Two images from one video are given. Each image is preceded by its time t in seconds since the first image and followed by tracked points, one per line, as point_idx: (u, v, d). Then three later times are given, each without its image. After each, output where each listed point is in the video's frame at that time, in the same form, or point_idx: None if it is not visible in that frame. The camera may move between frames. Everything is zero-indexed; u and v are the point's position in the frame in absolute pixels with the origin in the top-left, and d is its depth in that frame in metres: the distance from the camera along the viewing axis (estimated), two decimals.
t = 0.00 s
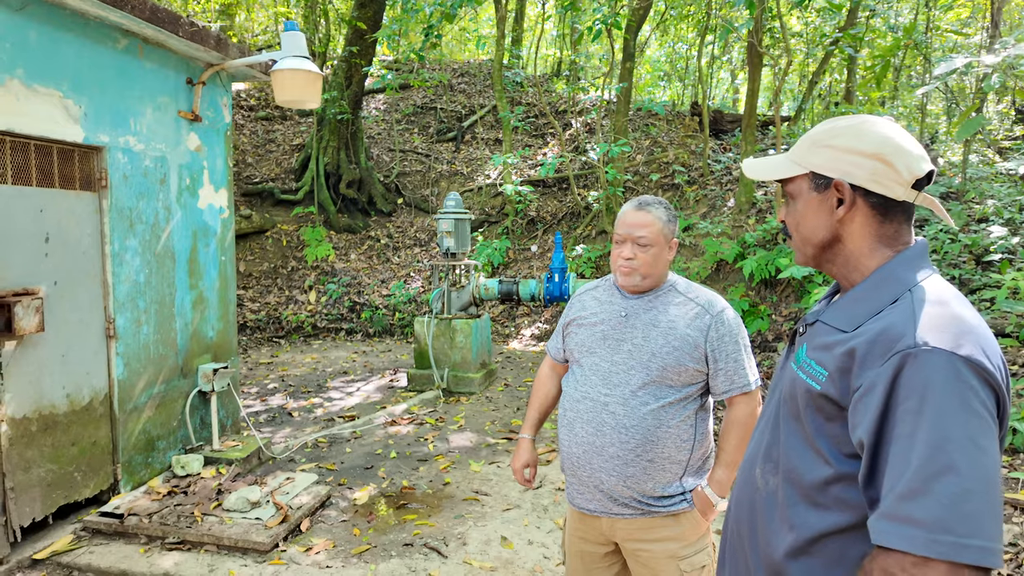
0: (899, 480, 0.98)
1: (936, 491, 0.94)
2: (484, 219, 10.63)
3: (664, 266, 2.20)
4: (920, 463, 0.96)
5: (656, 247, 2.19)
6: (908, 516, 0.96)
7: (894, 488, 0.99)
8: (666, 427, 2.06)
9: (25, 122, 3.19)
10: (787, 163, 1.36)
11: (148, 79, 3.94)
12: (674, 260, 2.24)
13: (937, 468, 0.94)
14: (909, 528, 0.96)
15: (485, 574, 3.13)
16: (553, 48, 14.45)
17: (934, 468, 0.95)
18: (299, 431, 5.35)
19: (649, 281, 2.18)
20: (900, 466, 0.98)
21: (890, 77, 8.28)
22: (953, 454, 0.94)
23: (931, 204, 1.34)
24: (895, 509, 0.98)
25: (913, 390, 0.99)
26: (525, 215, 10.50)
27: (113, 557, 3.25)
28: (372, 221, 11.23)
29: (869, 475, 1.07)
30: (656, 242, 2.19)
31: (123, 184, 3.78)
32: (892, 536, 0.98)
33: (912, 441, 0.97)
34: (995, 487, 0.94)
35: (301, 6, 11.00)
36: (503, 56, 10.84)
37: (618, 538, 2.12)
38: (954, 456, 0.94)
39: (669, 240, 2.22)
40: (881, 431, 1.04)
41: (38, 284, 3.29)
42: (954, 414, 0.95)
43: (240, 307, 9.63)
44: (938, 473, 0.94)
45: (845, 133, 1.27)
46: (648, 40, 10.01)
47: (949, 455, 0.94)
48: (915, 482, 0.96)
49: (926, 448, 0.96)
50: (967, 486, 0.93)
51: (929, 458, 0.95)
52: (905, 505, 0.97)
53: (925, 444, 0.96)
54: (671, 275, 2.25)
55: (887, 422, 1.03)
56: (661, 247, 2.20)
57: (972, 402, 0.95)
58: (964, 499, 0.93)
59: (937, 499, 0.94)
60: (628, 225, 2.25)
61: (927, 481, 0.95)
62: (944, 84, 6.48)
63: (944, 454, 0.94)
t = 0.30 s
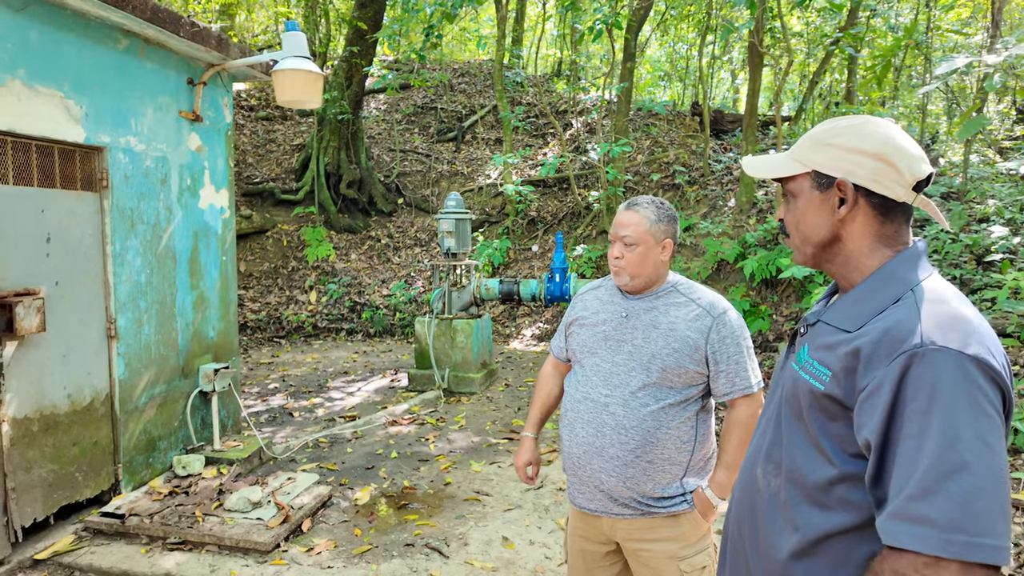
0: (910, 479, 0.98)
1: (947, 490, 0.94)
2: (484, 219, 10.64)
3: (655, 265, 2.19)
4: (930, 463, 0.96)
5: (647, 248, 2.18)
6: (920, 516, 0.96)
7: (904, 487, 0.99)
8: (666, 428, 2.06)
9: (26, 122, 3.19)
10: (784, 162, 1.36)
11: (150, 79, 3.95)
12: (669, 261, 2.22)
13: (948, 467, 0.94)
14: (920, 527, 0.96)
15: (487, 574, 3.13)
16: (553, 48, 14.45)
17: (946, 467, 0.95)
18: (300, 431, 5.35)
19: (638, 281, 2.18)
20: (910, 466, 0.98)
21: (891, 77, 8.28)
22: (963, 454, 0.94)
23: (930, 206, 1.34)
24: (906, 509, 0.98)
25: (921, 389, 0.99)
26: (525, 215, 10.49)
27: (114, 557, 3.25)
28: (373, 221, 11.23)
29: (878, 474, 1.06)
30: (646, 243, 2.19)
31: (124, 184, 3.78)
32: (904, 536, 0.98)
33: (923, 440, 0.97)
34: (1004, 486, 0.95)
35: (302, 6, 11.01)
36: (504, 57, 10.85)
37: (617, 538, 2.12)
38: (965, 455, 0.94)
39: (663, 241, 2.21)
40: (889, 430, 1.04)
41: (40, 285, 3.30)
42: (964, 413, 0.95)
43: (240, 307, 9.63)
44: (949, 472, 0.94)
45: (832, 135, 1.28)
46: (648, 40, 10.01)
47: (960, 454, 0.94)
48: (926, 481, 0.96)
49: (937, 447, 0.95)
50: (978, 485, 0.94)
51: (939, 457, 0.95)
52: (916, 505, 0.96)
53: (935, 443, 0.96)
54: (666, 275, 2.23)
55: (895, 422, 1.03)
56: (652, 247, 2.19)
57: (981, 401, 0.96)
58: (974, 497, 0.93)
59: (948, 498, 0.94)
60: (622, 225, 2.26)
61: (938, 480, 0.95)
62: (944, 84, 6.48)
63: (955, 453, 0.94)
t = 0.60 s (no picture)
0: (908, 474, 0.98)
1: (944, 484, 0.95)
2: (485, 219, 10.65)
3: (659, 264, 2.19)
4: (928, 457, 0.96)
5: (651, 246, 2.19)
6: (918, 510, 0.97)
7: (903, 481, 0.99)
8: (670, 427, 2.07)
9: (28, 121, 3.20)
10: (787, 162, 1.36)
11: (152, 78, 3.95)
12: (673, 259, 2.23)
13: (945, 461, 0.95)
14: (919, 521, 0.96)
15: (489, 572, 3.14)
16: (554, 48, 14.47)
17: (943, 461, 0.95)
18: (302, 430, 5.36)
19: (643, 280, 2.19)
20: (908, 460, 0.99)
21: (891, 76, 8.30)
22: (961, 448, 0.95)
23: (932, 203, 1.35)
24: (903, 503, 0.98)
25: (919, 384, 1.00)
26: (526, 215, 10.50)
27: (117, 555, 3.26)
28: (374, 221, 11.25)
29: (878, 469, 1.07)
30: (650, 241, 2.20)
31: (126, 183, 3.78)
32: (902, 530, 0.98)
33: (920, 434, 0.98)
34: (1002, 480, 0.95)
35: (303, 6, 11.02)
36: (505, 57, 10.86)
37: (621, 536, 2.12)
38: (962, 449, 0.95)
39: (666, 239, 2.21)
40: (889, 425, 1.04)
41: (43, 284, 3.30)
42: (962, 407, 0.96)
43: (241, 307, 9.63)
44: (947, 467, 0.95)
45: (837, 133, 1.29)
46: (649, 40, 10.03)
47: (957, 449, 0.95)
48: (924, 475, 0.96)
49: (934, 442, 0.96)
50: (976, 479, 0.94)
51: (937, 452, 0.96)
52: (915, 499, 0.97)
53: (932, 437, 0.96)
54: (671, 273, 2.23)
55: (894, 417, 1.03)
56: (656, 246, 2.19)
57: (978, 395, 0.96)
58: (972, 491, 0.94)
59: (946, 492, 0.95)
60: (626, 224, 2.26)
61: (936, 474, 0.96)
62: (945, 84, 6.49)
63: (953, 447, 0.95)
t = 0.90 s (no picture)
0: (911, 475, 0.99)
1: (947, 485, 0.95)
2: (486, 219, 10.67)
3: (664, 265, 2.19)
4: (930, 458, 0.97)
5: (655, 247, 2.18)
6: (921, 510, 0.96)
7: (905, 482, 0.99)
8: (677, 428, 2.07)
9: (32, 121, 3.20)
10: (797, 164, 1.36)
11: (155, 78, 3.95)
12: (678, 260, 2.22)
13: (947, 463, 0.95)
14: (920, 522, 0.96)
15: (493, 573, 3.14)
16: (554, 49, 14.49)
17: (945, 461, 0.95)
18: (305, 431, 5.36)
19: (648, 281, 2.19)
20: (912, 461, 0.99)
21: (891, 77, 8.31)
22: (963, 449, 0.95)
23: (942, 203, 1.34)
24: (907, 503, 0.98)
25: (923, 386, 1.00)
26: (528, 215, 10.50)
27: (119, 556, 3.26)
28: (375, 222, 11.25)
29: (882, 471, 1.07)
30: (655, 242, 2.19)
31: (129, 183, 3.78)
32: (905, 531, 0.98)
33: (923, 435, 0.98)
34: (1007, 481, 0.95)
35: (304, 7, 11.04)
36: (506, 57, 10.88)
37: (626, 536, 2.12)
38: (964, 451, 0.94)
39: (671, 240, 2.21)
40: (893, 427, 1.04)
41: (45, 285, 3.30)
42: (964, 409, 0.95)
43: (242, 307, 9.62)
44: (948, 468, 0.95)
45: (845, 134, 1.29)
46: (650, 41, 10.05)
47: (960, 450, 0.95)
48: (927, 476, 0.97)
49: (937, 443, 0.96)
50: (977, 479, 0.94)
51: (940, 453, 0.96)
52: (917, 500, 0.97)
53: (935, 439, 0.96)
54: (677, 274, 2.23)
55: (898, 418, 1.03)
56: (661, 247, 2.19)
57: (983, 397, 0.96)
58: (972, 492, 0.94)
59: (947, 492, 0.95)
60: (630, 225, 2.26)
61: (939, 475, 0.96)
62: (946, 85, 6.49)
63: (955, 449, 0.95)
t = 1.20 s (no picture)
0: (934, 476, 0.96)
1: (972, 487, 0.93)
2: (486, 219, 10.64)
3: (661, 264, 2.16)
4: (954, 459, 0.94)
5: (652, 247, 2.15)
6: (945, 513, 0.94)
7: (927, 484, 0.97)
8: (677, 427, 2.04)
9: (31, 120, 3.17)
10: (806, 162, 1.33)
11: (155, 77, 3.92)
12: (676, 260, 2.19)
13: (972, 464, 0.93)
14: (945, 525, 0.94)
15: None
16: (554, 48, 14.47)
17: (969, 463, 0.93)
18: (305, 432, 5.33)
19: (646, 281, 2.16)
20: (934, 462, 0.96)
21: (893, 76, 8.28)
22: (987, 450, 0.92)
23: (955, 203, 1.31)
24: (931, 506, 0.96)
25: (944, 386, 0.97)
26: (528, 215, 10.47)
27: (119, 558, 3.23)
28: (375, 221, 11.23)
29: (904, 472, 1.04)
30: (652, 242, 2.16)
31: (129, 182, 3.75)
32: (928, 534, 0.96)
33: (946, 436, 0.95)
34: None
35: (304, 5, 11.00)
36: (506, 57, 10.88)
37: (627, 536, 2.10)
38: (988, 452, 0.92)
39: (668, 240, 2.18)
40: (914, 428, 1.02)
41: (45, 285, 3.28)
42: (987, 409, 0.93)
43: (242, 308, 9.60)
44: (973, 469, 0.93)
45: (848, 134, 1.26)
46: (650, 40, 10.02)
47: (984, 451, 0.92)
48: (949, 477, 0.94)
49: (961, 444, 0.94)
50: (1003, 480, 0.91)
51: (963, 454, 0.93)
52: (942, 502, 0.94)
53: (958, 440, 0.94)
54: (675, 274, 2.19)
55: (920, 419, 1.01)
56: (657, 247, 2.16)
57: (1006, 397, 0.93)
58: (998, 493, 0.91)
59: (973, 495, 0.92)
60: (627, 225, 2.23)
61: (962, 476, 0.93)
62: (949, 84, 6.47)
63: (979, 450, 0.92)
